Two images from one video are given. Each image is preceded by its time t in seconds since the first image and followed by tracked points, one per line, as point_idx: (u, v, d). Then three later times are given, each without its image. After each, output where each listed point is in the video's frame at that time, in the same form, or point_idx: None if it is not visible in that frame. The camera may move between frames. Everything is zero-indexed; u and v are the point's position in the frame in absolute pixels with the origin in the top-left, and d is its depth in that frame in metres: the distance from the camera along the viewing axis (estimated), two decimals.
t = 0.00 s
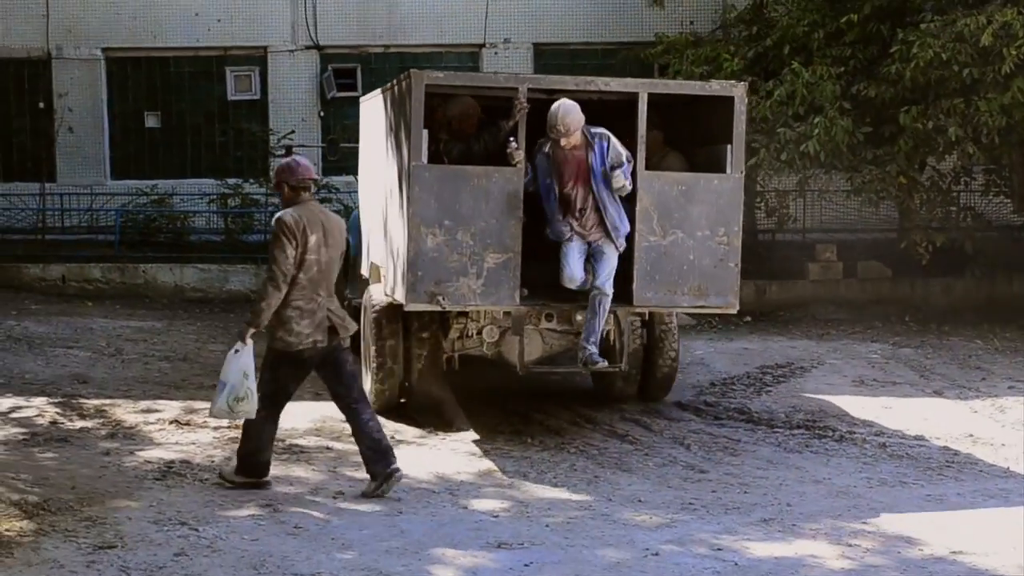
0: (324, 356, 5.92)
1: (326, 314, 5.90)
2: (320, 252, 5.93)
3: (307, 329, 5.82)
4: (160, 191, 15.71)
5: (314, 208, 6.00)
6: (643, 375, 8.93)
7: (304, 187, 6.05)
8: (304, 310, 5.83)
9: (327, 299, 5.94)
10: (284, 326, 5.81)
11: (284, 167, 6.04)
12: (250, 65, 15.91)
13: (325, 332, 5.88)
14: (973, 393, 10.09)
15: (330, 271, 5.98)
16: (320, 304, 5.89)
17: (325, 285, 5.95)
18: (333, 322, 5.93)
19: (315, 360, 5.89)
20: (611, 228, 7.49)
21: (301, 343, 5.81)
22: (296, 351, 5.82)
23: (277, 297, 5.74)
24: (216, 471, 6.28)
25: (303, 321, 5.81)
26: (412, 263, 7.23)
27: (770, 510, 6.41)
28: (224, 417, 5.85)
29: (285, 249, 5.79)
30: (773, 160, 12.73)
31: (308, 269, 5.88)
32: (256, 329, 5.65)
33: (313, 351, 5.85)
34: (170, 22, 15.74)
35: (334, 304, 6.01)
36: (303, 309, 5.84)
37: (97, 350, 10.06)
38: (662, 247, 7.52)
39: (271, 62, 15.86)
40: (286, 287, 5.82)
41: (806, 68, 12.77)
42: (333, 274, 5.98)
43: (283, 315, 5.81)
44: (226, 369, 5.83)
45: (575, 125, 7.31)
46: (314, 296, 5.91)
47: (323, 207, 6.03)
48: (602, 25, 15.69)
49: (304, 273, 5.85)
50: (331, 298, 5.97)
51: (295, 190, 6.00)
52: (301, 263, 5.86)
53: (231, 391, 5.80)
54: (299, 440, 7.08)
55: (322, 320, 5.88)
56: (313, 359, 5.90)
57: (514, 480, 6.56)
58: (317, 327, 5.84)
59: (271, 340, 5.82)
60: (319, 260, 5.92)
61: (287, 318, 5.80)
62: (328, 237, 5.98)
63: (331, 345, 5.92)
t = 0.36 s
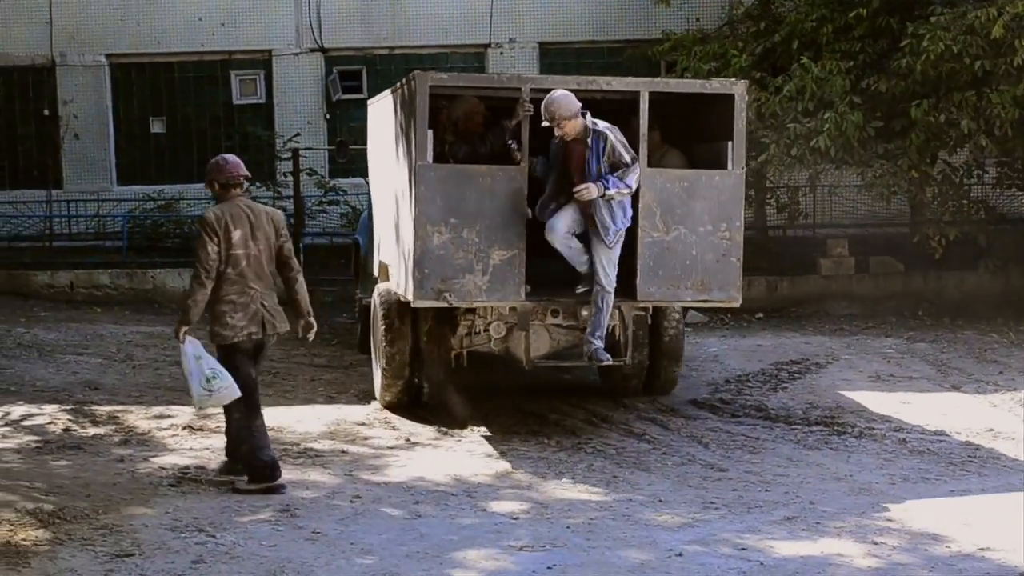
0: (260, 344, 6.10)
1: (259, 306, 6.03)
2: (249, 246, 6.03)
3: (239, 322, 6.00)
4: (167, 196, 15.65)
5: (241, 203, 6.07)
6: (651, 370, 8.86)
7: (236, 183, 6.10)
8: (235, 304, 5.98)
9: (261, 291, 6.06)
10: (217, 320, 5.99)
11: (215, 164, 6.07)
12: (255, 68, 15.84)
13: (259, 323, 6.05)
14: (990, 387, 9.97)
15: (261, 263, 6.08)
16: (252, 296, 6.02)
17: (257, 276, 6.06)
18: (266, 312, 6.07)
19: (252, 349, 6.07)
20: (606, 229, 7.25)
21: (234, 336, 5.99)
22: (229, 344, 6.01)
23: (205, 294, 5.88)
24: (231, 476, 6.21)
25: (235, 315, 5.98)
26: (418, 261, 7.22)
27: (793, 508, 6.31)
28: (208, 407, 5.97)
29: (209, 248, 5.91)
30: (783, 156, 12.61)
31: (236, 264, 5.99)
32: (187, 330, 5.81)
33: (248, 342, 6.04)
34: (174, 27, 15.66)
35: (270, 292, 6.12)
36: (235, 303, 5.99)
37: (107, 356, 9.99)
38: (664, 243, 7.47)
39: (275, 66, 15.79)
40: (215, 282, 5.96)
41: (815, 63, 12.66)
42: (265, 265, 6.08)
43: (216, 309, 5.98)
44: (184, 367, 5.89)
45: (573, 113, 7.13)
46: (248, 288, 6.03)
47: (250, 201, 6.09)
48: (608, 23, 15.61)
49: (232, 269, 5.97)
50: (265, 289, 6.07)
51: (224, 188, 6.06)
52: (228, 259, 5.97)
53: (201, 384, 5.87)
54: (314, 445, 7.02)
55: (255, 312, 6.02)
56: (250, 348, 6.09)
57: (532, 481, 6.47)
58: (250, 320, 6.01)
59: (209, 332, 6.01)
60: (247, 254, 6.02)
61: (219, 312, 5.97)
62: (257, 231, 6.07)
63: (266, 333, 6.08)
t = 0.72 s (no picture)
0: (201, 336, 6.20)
1: (206, 298, 6.17)
2: (203, 239, 6.19)
3: (186, 311, 6.09)
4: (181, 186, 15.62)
5: (198, 198, 6.25)
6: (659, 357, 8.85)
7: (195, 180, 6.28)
8: (185, 293, 6.09)
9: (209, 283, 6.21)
10: (165, 308, 6.07)
11: (176, 161, 6.26)
12: (269, 58, 15.78)
13: (205, 314, 6.17)
14: (1009, 383, 9.88)
15: (213, 258, 6.24)
16: (201, 288, 6.16)
17: (208, 269, 6.22)
18: (213, 305, 6.20)
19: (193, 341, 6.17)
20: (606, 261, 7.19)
21: (181, 324, 6.07)
22: (174, 331, 6.08)
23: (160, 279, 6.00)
24: (246, 467, 6.18)
25: (184, 302, 6.07)
26: (428, 251, 7.18)
27: (812, 504, 6.24)
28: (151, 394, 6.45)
29: (168, 236, 6.04)
30: (800, 149, 12.47)
31: (190, 256, 6.14)
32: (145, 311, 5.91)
33: (191, 332, 6.13)
34: (189, 16, 15.62)
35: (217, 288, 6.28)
36: (184, 292, 6.10)
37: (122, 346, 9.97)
38: (673, 235, 7.47)
39: (289, 56, 15.73)
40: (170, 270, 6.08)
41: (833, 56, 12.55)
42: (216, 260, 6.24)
43: (165, 297, 6.08)
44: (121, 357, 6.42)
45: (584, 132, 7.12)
46: (197, 279, 6.17)
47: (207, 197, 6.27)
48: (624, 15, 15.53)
49: (187, 259, 6.12)
50: (214, 282, 6.23)
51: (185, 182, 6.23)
52: (184, 249, 6.12)
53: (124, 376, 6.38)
54: (329, 436, 7.00)
55: (202, 303, 6.15)
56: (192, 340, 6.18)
57: (549, 475, 6.41)
58: (198, 309, 6.13)
59: (154, 320, 6.08)
60: (201, 248, 6.18)
61: (168, 299, 6.07)
62: (211, 225, 6.24)
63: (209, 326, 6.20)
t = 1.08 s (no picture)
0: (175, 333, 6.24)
1: (179, 297, 6.20)
2: (174, 240, 6.20)
3: (157, 311, 6.13)
4: (201, 187, 15.65)
5: (168, 199, 6.25)
6: (676, 355, 8.84)
7: (164, 182, 6.28)
8: (156, 294, 6.12)
9: (181, 282, 6.22)
10: (136, 308, 6.12)
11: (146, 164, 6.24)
12: (288, 59, 15.79)
13: (177, 313, 6.19)
14: None
15: (185, 258, 6.26)
16: (173, 288, 6.18)
17: (180, 269, 6.23)
18: (186, 303, 6.23)
19: (166, 339, 6.22)
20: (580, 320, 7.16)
21: (151, 324, 6.13)
22: (145, 330, 6.14)
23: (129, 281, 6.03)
24: (268, 469, 6.17)
25: (154, 303, 6.11)
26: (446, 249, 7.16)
27: (837, 505, 6.19)
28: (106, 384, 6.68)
29: (139, 238, 6.06)
30: (820, 148, 12.37)
31: (161, 256, 6.16)
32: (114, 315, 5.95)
33: (164, 330, 6.18)
34: (208, 18, 15.65)
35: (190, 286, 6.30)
36: (156, 292, 6.13)
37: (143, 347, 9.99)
38: (688, 233, 7.45)
39: (307, 57, 15.75)
40: (140, 271, 6.10)
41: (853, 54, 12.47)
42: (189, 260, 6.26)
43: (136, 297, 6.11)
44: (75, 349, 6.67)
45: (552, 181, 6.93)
46: (168, 279, 6.18)
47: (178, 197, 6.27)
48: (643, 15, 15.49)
49: (158, 260, 6.13)
50: (186, 282, 6.24)
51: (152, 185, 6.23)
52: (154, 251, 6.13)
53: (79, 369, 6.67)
54: (351, 438, 6.99)
55: (174, 303, 6.18)
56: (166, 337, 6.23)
57: (571, 476, 6.37)
58: (169, 309, 6.16)
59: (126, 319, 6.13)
60: (172, 248, 6.19)
61: (139, 299, 6.11)
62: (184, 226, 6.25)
63: (183, 325, 6.23)
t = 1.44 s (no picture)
0: (131, 324, 6.55)
1: (133, 290, 6.49)
2: (127, 236, 6.51)
3: (112, 304, 6.45)
4: (220, 188, 15.69)
5: (124, 196, 6.58)
6: (692, 359, 8.81)
7: (122, 178, 6.63)
8: (109, 288, 6.44)
9: (136, 276, 6.51)
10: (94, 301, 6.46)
11: (102, 161, 6.62)
12: (307, 61, 15.82)
13: (131, 305, 6.49)
14: None
15: (139, 252, 6.55)
16: (127, 282, 6.48)
17: (135, 264, 6.53)
18: (140, 297, 6.51)
19: (122, 330, 6.53)
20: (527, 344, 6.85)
21: (106, 315, 6.44)
22: (101, 322, 6.46)
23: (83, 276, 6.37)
24: (287, 470, 6.17)
25: (107, 296, 6.43)
26: (463, 250, 7.17)
27: (857, 511, 6.14)
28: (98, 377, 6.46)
29: (88, 235, 6.39)
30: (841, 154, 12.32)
31: (113, 251, 6.46)
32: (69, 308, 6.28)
33: (120, 321, 6.50)
34: (227, 20, 15.69)
35: (147, 278, 6.58)
36: (110, 285, 6.45)
37: (162, 347, 10.02)
38: (704, 236, 7.43)
39: (327, 60, 15.78)
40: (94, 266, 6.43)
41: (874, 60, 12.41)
42: (143, 254, 6.55)
43: (92, 290, 6.45)
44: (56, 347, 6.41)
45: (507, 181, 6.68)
46: (123, 273, 6.48)
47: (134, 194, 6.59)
48: (662, 19, 15.48)
49: (110, 256, 6.44)
50: (141, 275, 6.53)
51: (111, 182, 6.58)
52: (106, 247, 6.45)
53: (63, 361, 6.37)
54: (369, 440, 6.99)
55: (129, 295, 6.48)
56: (124, 326, 6.55)
57: (589, 481, 6.35)
58: (122, 301, 6.47)
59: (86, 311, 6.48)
60: (125, 244, 6.50)
61: (95, 292, 6.44)
62: (135, 221, 6.54)
63: (138, 315, 6.52)
